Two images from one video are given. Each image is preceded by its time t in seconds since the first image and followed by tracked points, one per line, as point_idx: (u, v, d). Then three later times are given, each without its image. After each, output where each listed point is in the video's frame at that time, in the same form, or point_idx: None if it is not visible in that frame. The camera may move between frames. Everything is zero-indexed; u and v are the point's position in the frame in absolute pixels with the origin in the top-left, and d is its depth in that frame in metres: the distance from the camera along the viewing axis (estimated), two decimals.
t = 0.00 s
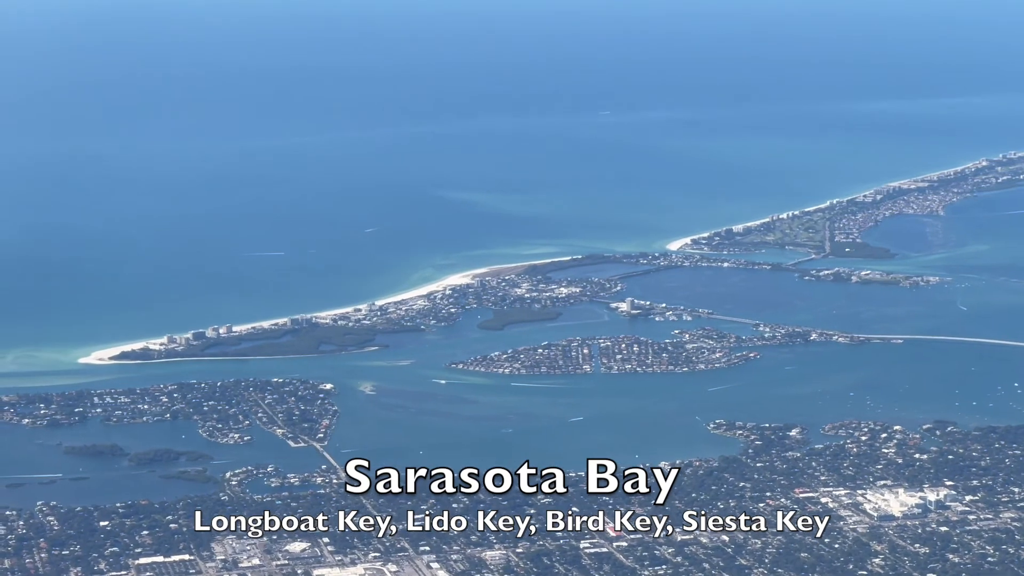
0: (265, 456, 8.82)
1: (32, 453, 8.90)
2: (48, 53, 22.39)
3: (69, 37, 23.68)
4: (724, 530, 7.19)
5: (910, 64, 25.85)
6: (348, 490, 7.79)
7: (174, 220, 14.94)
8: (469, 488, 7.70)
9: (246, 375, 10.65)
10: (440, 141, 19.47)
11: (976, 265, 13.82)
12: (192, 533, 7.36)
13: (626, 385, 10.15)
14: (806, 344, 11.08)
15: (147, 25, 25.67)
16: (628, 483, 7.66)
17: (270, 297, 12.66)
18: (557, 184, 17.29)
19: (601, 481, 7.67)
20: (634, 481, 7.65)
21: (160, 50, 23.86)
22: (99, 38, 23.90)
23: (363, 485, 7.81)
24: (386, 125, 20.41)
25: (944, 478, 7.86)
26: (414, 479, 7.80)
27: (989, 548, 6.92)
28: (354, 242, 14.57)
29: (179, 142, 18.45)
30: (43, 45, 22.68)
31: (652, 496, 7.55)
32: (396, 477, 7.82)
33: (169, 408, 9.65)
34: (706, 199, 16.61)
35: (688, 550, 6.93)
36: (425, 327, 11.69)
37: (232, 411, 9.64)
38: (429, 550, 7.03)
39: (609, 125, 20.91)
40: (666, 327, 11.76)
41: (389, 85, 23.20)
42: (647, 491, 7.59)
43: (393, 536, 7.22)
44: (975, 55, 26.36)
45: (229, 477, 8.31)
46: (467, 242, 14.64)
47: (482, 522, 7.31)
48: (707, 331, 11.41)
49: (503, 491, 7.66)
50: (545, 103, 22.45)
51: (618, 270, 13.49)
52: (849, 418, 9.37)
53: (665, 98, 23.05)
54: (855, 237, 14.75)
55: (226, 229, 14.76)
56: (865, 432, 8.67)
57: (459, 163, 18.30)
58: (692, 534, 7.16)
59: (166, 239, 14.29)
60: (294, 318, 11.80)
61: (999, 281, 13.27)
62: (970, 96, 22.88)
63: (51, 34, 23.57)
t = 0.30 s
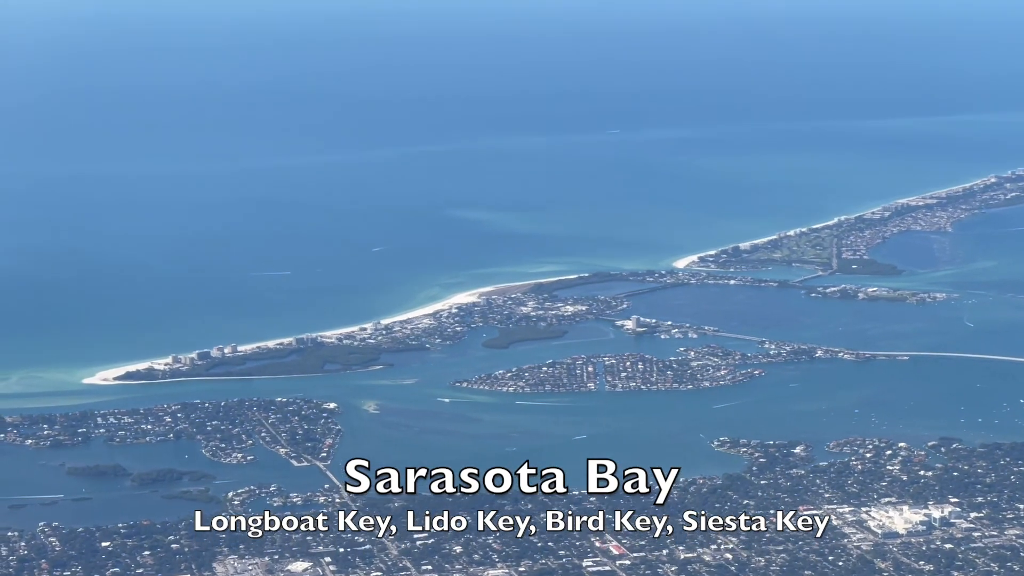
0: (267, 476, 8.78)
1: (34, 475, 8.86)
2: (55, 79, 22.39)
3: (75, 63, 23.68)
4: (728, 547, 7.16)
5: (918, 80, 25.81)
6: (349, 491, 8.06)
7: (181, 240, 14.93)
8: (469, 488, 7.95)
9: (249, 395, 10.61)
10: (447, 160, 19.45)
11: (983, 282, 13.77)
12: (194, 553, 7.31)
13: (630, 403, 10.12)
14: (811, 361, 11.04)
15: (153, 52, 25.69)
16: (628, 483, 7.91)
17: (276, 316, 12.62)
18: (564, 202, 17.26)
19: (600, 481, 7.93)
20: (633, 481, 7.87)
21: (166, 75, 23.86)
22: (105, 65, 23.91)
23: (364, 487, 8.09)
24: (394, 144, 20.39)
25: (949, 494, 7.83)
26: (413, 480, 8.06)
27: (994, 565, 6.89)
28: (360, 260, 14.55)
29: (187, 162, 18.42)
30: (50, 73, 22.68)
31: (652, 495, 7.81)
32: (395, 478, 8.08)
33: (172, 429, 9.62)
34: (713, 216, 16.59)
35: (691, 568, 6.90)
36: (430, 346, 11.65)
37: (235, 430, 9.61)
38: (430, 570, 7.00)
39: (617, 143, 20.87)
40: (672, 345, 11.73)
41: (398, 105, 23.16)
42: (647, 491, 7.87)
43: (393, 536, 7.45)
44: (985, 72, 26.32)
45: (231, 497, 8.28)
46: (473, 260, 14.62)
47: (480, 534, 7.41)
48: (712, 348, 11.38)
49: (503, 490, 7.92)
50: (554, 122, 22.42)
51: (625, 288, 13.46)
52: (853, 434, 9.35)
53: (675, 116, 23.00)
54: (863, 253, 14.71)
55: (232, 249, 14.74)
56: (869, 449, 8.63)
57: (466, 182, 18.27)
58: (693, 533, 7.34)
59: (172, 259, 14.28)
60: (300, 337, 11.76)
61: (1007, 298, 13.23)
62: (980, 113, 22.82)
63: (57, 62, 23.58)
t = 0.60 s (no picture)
0: (276, 490, 8.74)
1: (42, 489, 8.85)
2: (67, 96, 22.42)
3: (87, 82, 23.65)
4: (737, 559, 7.13)
5: (930, 90, 25.75)
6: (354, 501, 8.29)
7: (192, 254, 14.93)
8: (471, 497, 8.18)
9: (259, 409, 10.56)
10: (458, 173, 19.42)
11: (996, 292, 13.72)
12: (200, 568, 7.29)
13: (641, 414, 10.09)
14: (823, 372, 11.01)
15: (164, 69, 25.67)
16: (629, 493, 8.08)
17: (286, 329, 12.61)
18: (575, 214, 17.24)
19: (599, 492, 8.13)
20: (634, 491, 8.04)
21: (178, 90, 23.83)
22: (117, 82, 23.89)
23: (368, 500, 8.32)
24: (406, 157, 20.38)
25: (958, 505, 7.79)
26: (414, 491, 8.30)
27: None
28: (372, 273, 14.54)
29: (199, 176, 18.43)
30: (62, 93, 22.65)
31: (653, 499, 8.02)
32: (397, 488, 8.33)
33: (181, 443, 9.58)
34: (725, 227, 16.56)
35: None
36: (441, 358, 11.61)
37: (244, 445, 9.57)
38: None
39: (629, 155, 20.85)
40: (683, 356, 11.69)
41: (411, 117, 23.16)
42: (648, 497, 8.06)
43: (400, 548, 7.43)
44: (998, 81, 26.25)
45: (239, 511, 8.24)
46: (484, 272, 14.61)
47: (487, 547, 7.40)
48: (723, 360, 11.34)
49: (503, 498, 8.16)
50: (567, 133, 22.40)
51: (636, 299, 13.43)
52: (864, 446, 9.31)
53: (686, 126, 22.97)
54: (874, 264, 14.68)
55: (242, 262, 14.71)
56: (879, 460, 8.59)
57: (478, 194, 18.27)
58: (694, 535, 7.43)
59: (184, 272, 14.28)
60: (310, 350, 11.72)
61: (1019, 307, 13.17)
62: (992, 123, 22.77)
63: (69, 83, 23.57)
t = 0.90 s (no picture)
0: (290, 493, 8.68)
1: (55, 490, 8.80)
2: (80, 104, 22.43)
3: (99, 92, 23.60)
4: (749, 560, 7.13)
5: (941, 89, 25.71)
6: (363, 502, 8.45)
7: (205, 258, 14.91)
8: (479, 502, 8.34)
9: (273, 412, 10.48)
10: (471, 176, 19.39)
11: (1011, 290, 13.69)
12: (213, 572, 7.26)
13: (654, 416, 10.08)
14: (836, 372, 10.99)
15: (175, 78, 25.63)
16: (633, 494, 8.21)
17: (300, 332, 12.59)
18: (589, 216, 17.22)
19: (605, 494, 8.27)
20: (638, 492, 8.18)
21: (189, 97, 23.79)
22: (129, 91, 23.84)
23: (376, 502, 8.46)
24: (420, 160, 20.37)
25: (972, 504, 7.78)
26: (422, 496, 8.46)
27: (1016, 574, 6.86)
28: (385, 276, 14.53)
29: (212, 181, 18.43)
30: (75, 103, 22.59)
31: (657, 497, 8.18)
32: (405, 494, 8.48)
33: (195, 447, 9.38)
34: (739, 228, 16.54)
35: None
36: (455, 361, 11.59)
37: (258, 448, 9.40)
38: None
39: (642, 157, 20.82)
40: (697, 357, 11.67)
41: (424, 120, 23.15)
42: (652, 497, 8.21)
43: (412, 551, 7.43)
44: (1013, 80, 26.18)
45: (252, 515, 8.19)
46: (498, 275, 14.60)
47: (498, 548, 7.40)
48: (737, 360, 11.32)
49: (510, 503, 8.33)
50: (580, 135, 22.37)
51: (650, 300, 13.42)
52: (877, 445, 9.30)
53: (699, 128, 22.93)
54: (889, 263, 14.65)
55: (256, 267, 14.69)
56: (893, 459, 8.58)
57: (491, 197, 18.26)
58: (705, 536, 7.42)
59: (197, 276, 14.26)
60: (324, 353, 11.70)
61: None
62: (1007, 121, 22.71)
63: (81, 92, 23.51)
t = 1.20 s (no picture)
0: (308, 489, 8.69)
1: (73, 487, 8.80)
2: (97, 106, 22.45)
3: (117, 94, 23.58)
4: (767, 552, 7.13)
5: (960, 79, 25.60)
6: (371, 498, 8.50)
7: (223, 258, 14.92)
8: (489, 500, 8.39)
9: (292, 409, 10.50)
10: (489, 173, 19.38)
11: None
12: (231, 568, 7.26)
13: (672, 409, 10.07)
14: (855, 363, 10.97)
15: (192, 79, 25.61)
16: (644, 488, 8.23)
17: (319, 329, 12.58)
18: (608, 210, 17.21)
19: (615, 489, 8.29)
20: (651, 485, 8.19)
21: (206, 98, 23.76)
22: (146, 93, 23.83)
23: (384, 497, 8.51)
24: (438, 157, 20.36)
25: (991, 494, 7.77)
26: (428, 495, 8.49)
27: None
28: (403, 273, 14.53)
29: (230, 181, 18.43)
30: (93, 104, 22.58)
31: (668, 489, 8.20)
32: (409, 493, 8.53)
33: (214, 444, 9.39)
34: (758, 221, 16.51)
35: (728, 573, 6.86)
36: (473, 356, 11.59)
37: (277, 445, 9.42)
38: None
39: (661, 151, 20.79)
40: (715, 350, 11.66)
41: (442, 118, 23.13)
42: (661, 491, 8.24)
43: (430, 546, 7.43)
44: None
45: (271, 511, 8.20)
46: (515, 271, 14.59)
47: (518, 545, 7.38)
48: (755, 353, 11.30)
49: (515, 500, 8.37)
50: (598, 130, 22.34)
51: (668, 294, 13.40)
52: (896, 436, 9.28)
53: (717, 122, 22.87)
54: (909, 254, 14.61)
55: (275, 266, 14.70)
56: (911, 450, 8.56)
57: (509, 193, 18.24)
58: (723, 529, 7.41)
59: (216, 275, 14.27)
60: (342, 350, 11.70)
61: None
62: None
63: (98, 94, 23.49)
